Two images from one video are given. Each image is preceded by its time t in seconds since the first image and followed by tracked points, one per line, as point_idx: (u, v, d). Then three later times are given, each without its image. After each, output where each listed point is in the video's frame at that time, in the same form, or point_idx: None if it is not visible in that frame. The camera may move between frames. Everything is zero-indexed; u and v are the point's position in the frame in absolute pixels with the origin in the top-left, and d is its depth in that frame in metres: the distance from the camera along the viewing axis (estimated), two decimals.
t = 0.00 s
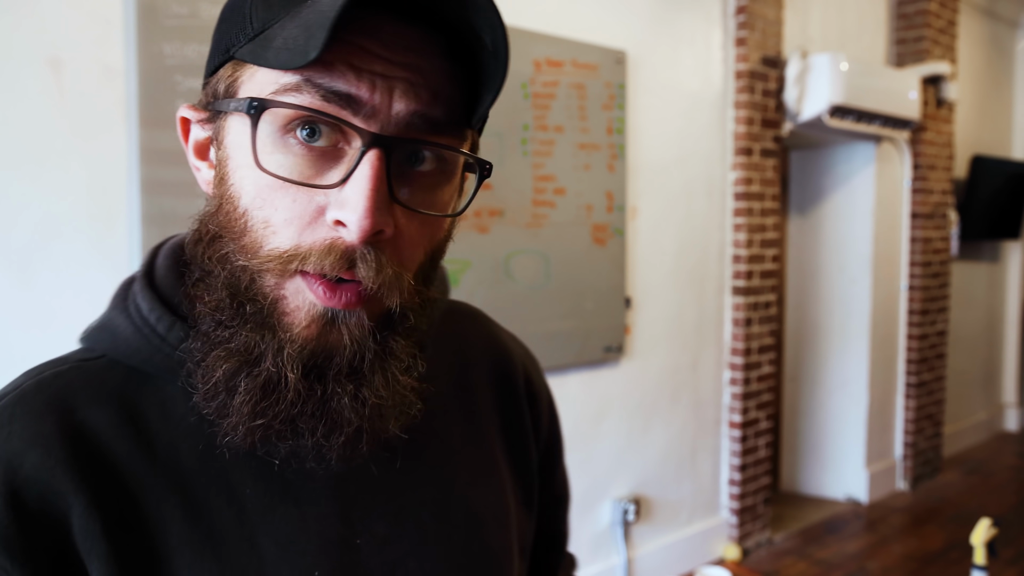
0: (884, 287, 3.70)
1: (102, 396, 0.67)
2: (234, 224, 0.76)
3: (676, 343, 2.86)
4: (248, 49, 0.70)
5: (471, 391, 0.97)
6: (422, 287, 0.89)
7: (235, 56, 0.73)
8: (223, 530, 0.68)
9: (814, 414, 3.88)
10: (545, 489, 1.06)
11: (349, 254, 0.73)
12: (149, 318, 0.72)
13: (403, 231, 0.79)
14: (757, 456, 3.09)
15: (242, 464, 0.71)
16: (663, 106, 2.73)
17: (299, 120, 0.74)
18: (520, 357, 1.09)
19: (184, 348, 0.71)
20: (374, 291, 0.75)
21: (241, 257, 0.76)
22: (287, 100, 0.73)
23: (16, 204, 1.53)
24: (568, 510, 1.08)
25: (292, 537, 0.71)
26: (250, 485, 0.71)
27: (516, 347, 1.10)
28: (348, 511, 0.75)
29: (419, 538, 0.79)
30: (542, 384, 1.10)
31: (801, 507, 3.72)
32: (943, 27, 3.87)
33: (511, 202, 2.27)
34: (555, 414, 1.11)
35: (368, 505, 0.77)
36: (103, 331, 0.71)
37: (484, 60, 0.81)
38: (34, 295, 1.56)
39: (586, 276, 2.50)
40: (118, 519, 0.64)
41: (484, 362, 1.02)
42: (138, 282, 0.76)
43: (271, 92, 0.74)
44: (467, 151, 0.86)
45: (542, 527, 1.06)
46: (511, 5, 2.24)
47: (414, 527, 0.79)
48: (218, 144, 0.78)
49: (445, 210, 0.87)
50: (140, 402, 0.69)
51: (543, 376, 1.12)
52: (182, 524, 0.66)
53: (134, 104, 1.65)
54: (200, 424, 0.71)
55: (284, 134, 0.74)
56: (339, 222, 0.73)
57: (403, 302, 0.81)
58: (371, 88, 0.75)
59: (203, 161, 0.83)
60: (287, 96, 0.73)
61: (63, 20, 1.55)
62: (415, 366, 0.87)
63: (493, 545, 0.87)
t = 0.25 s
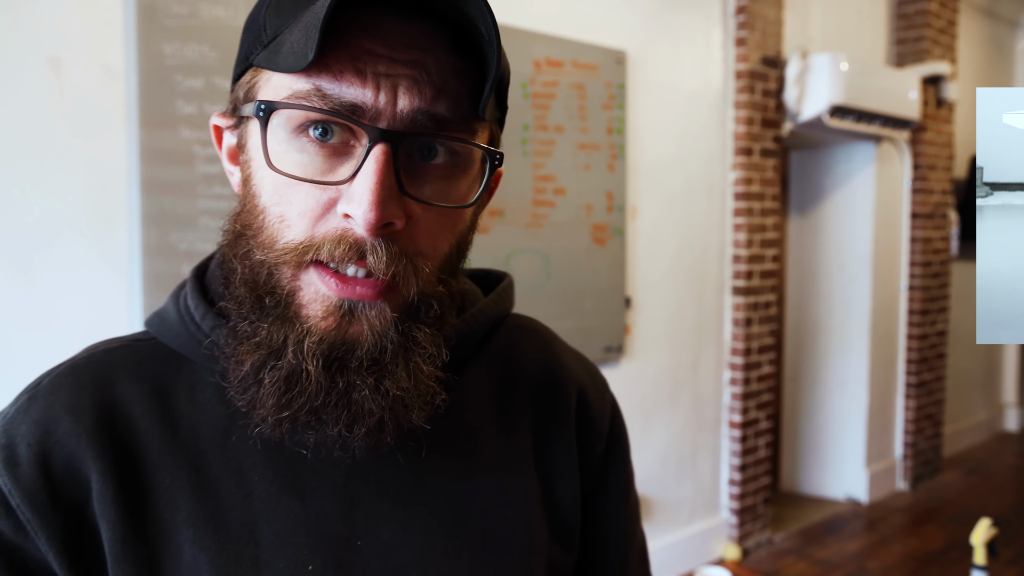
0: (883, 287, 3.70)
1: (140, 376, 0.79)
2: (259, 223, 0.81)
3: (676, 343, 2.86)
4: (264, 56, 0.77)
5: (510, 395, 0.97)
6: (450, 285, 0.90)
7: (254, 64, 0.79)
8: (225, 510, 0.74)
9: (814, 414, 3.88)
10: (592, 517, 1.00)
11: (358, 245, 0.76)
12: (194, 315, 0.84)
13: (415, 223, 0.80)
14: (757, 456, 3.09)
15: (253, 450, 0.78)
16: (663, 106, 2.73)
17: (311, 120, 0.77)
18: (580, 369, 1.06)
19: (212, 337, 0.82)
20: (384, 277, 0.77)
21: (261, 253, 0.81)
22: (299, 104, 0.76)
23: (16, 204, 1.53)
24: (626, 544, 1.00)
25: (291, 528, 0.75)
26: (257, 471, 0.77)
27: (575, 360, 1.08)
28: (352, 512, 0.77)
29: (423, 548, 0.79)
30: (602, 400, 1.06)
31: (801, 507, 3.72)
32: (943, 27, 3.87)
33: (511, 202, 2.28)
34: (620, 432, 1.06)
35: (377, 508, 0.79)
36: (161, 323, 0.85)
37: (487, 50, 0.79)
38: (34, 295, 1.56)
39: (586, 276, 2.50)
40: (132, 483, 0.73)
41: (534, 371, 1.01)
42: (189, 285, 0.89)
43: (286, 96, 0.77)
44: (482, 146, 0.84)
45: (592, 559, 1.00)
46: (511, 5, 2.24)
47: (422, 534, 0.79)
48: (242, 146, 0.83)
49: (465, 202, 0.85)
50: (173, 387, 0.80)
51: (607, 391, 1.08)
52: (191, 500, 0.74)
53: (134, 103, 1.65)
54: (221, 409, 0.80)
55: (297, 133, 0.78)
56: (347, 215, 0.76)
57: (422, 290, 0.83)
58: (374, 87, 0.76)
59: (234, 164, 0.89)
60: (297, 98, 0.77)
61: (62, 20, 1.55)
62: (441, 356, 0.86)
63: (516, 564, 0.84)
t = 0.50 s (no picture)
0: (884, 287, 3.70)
1: (153, 375, 0.80)
2: (264, 218, 0.81)
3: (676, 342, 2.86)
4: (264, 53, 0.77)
5: (524, 392, 0.93)
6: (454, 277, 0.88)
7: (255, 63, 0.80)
8: (235, 507, 0.76)
9: (814, 414, 3.88)
10: (607, 520, 0.96)
11: (358, 236, 0.75)
12: (207, 315, 0.85)
13: (414, 214, 0.79)
14: (757, 457, 3.09)
15: (263, 448, 0.79)
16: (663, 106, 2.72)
17: (310, 116, 0.78)
18: (597, 365, 1.01)
19: (224, 335, 0.83)
20: (383, 268, 0.76)
21: (268, 248, 0.81)
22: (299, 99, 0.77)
23: (16, 205, 1.53)
24: (645, 545, 0.96)
25: (300, 525, 0.76)
26: (267, 468, 0.78)
27: (595, 356, 1.03)
28: (362, 510, 0.78)
29: (433, 546, 0.79)
30: (620, 397, 1.00)
31: (801, 507, 3.72)
32: (943, 27, 3.87)
33: (509, 202, 2.28)
34: (639, 429, 1.00)
35: (386, 506, 0.79)
36: (174, 322, 0.86)
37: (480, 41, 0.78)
38: (34, 294, 1.56)
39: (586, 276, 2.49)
40: (144, 480, 0.76)
41: (551, 367, 0.96)
42: (203, 285, 0.90)
43: (286, 94, 0.77)
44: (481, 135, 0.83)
45: (608, 561, 0.96)
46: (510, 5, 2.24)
47: (431, 532, 0.79)
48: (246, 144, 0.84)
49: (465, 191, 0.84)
50: (186, 385, 0.81)
51: (625, 387, 1.03)
52: (201, 496, 0.75)
53: (134, 103, 1.65)
54: (233, 407, 0.80)
55: (297, 128, 0.78)
56: (346, 206, 0.76)
57: (424, 281, 0.81)
58: (369, 83, 0.76)
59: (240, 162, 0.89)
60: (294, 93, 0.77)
61: (62, 19, 1.55)
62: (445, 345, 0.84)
63: (526, 568, 0.81)
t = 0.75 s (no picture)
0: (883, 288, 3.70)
1: (151, 382, 0.80)
2: (262, 217, 0.81)
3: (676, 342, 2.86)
4: (259, 52, 0.77)
5: (522, 388, 0.94)
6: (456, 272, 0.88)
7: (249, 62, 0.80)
8: (240, 511, 0.76)
9: (814, 413, 3.88)
10: (604, 511, 0.96)
11: (359, 232, 0.75)
12: (203, 319, 0.85)
13: (414, 211, 0.80)
14: (757, 457, 3.09)
15: (264, 451, 0.78)
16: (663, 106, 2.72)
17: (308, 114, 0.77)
18: (591, 360, 1.02)
19: (223, 339, 0.83)
20: (385, 264, 0.76)
21: (265, 247, 0.81)
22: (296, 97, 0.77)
23: (15, 205, 1.53)
24: (644, 537, 0.97)
25: (306, 526, 0.76)
26: (270, 471, 0.77)
27: (587, 352, 1.03)
28: (367, 509, 0.78)
29: (440, 544, 0.79)
30: (613, 390, 1.01)
31: (801, 507, 3.72)
32: (943, 27, 3.87)
33: (508, 202, 2.28)
34: (634, 421, 1.01)
35: (389, 506, 0.79)
36: (170, 328, 0.86)
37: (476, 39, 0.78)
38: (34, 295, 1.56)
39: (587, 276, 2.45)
40: (146, 486, 0.75)
41: (545, 363, 0.97)
42: (197, 290, 0.90)
43: (282, 92, 0.78)
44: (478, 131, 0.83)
45: (607, 556, 0.97)
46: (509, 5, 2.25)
47: (436, 530, 0.79)
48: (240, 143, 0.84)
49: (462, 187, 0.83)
50: (185, 390, 0.81)
51: (618, 380, 1.04)
52: (204, 500, 0.75)
53: (134, 103, 1.65)
54: (232, 411, 0.80)
55: (293, 126, 0.78)
56: (347, 203, 0.76)
57: (425, 275, 0.81)
58: (367, 81, 0.77)
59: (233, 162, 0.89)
60: (291, 92, 0.77)
61: (62, 19, 1.55)
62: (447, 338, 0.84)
63: (529, 563, 0.82)
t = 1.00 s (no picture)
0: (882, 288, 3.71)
1: (138, 387, 0.74)
2: (319, 230, 0.74)
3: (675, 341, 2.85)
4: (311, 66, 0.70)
5: (508, 384, 0.89)
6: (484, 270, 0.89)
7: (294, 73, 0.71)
8: (234, 516, 0.71)
9: (814, 413, 3.88)
10: (594, 499, 0.94)
11: (454, 247, 0.75)
12: (188, 321, 0.80)
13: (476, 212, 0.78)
14: (757, 457, 3.09)
15: (258, 454, 0.73)
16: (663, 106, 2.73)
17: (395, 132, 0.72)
18: (571, 351, 0.98)
19: (212, 342, 0.77)
20: (466, 273, 0.77)
21: (327, 263, 0.74)
22: (378, 117, 0.71)
23: (15, 205, 1.53)
24: (633, 521, 0.95)
25: (301, 529, 0.72)
26: (264, 475, 0.73)
27: (569, 342, 0.99)
28: (362, 510, 0.74)
29: (435, 541, 0.75)
30: (596, 380, 0.97)
31: (801, 507, 3.72)
32: (943, 27, 3.87)
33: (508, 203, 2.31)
34: (616, 408, 0.98)
35: (386, 505, 0.75)
36: (155, 334, 0.80)
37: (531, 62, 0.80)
38: (34, 295, 1.56)
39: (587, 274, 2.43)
40: (138, 495, 0.70)
41: (531, 357, 0.93)
42: (181, 292, 0.84)
43: (367, 111, 0.71)
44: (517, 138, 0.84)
45: (598, 547, 0.94)
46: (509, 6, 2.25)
47: (433, 529, 0.76)
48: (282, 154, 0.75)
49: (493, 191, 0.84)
50: (173, 393, 0.75)
51: (600, 369, 1.00)
52: (198, 507, 0.70)
53: (134, 103, 1.65)
54: (224, 413, 0.75)
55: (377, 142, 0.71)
56: (446, 222, 0.73)
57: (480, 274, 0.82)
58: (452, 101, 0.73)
59: (239, 170, 0.81)
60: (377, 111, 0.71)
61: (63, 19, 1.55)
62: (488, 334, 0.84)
63: (523, 557, 0.80)
